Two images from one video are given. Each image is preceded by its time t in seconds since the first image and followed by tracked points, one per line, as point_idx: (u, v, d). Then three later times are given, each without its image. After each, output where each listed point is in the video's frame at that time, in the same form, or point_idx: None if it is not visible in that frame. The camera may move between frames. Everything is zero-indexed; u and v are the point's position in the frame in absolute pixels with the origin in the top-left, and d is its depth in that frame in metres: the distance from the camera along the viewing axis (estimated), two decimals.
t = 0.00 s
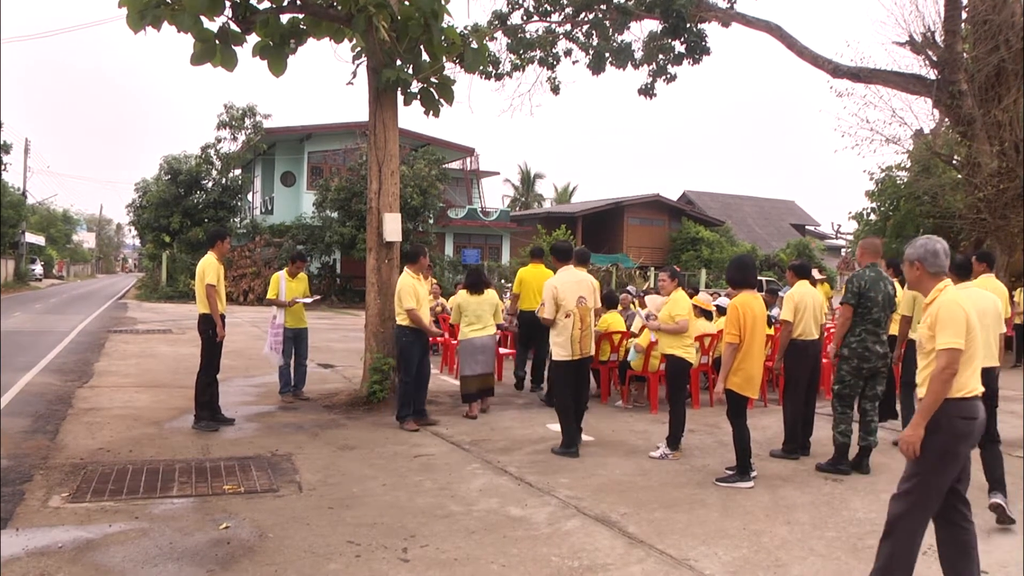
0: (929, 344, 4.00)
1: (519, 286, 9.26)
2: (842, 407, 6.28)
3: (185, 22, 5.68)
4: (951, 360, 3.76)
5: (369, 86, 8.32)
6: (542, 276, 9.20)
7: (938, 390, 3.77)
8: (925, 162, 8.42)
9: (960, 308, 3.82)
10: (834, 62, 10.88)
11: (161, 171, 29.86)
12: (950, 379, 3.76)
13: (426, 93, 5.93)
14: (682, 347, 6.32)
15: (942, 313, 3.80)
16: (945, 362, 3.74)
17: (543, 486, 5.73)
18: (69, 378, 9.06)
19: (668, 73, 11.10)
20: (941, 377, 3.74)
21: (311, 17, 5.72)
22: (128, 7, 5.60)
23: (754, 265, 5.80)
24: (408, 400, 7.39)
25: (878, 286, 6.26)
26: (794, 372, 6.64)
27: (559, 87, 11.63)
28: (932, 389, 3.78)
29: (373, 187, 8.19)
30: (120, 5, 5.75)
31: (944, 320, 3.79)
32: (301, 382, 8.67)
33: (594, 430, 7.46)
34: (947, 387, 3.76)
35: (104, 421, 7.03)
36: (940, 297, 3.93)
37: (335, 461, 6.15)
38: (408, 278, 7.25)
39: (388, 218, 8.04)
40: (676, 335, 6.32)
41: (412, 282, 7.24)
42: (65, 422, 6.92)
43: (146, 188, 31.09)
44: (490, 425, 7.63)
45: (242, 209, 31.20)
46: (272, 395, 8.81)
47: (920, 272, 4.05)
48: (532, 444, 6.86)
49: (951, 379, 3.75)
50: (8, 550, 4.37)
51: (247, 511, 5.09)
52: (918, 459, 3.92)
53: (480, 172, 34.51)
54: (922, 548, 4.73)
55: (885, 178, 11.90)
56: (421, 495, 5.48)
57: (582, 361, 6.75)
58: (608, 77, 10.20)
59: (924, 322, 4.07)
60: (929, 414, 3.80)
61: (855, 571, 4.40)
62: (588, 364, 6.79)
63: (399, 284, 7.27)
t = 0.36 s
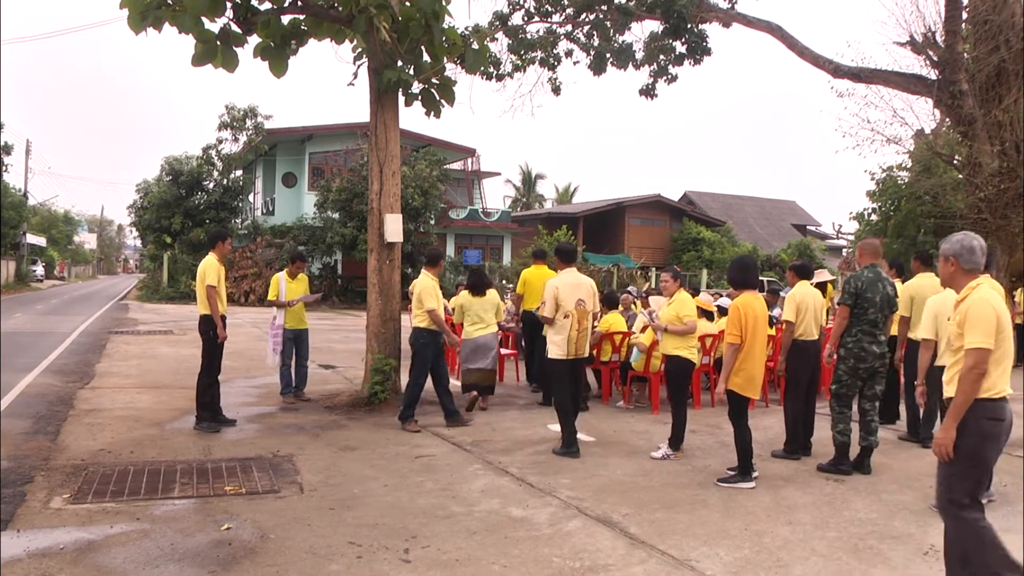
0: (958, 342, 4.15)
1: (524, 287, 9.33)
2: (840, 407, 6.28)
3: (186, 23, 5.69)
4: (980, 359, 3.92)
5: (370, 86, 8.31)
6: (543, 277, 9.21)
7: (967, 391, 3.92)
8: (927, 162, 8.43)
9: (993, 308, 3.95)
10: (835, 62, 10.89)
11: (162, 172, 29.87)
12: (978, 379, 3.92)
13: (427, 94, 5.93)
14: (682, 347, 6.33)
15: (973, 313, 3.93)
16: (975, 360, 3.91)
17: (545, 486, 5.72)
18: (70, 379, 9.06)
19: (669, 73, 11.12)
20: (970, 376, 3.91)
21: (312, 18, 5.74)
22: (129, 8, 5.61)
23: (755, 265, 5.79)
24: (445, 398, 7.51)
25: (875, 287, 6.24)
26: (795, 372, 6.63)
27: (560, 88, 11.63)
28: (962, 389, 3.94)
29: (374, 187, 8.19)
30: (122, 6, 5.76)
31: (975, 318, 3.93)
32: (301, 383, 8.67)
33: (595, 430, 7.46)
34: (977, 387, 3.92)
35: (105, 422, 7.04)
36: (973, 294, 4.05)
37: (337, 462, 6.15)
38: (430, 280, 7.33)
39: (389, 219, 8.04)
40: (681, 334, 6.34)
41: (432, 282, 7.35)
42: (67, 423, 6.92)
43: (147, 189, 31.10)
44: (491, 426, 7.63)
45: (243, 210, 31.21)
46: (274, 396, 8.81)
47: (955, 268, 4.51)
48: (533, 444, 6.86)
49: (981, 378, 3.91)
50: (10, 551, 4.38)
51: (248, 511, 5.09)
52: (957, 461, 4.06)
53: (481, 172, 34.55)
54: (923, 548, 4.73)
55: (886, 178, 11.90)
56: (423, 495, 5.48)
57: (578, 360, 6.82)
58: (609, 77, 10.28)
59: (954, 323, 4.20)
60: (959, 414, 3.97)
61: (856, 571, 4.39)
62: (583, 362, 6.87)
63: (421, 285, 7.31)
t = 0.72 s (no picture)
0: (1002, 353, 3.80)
1: (518, 287, 9.42)
2: (837, 408, 6.28)
3: (184, 24, 5.67)
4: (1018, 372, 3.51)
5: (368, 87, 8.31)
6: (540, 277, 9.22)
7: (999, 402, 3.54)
8: (924, 163, 8.45)
9: None
10: (832, 63, 10.89)
11: (160, 173, 29.84)
12: (1014, 394, 3.51)
13: (425, 95, 5.93)
14: (681, 348, 6.34)
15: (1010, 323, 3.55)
16: (1011, 374, 3.51)
17: (543, 487, 5.73)
18: (68, 381, 9.05)
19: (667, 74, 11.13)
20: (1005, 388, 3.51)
21: (310, 19, 5.75)
22: (127, 9, 5.60)
23: (753, 266, 5.80)
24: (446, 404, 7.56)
25: (872, 288, 6.25)
26: (794, 372, 6.63)
27: (558, 88, 11.63)
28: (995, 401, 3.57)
29: (372, 188, 8.19)
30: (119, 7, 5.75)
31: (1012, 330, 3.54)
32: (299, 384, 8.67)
33: (593, 431, 7.47)
34: (1012, 401, 3.52)
35: (103, 423, 7.03)
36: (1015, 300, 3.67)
37: (335, 463, 6.15)
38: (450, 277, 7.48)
39: (388, 220, 8.04)
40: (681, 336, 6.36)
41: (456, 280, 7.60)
42: (65, 424, 6.91)
43: (145, 189, 31.06)
44: (489, 426, 7.63)
45: (242, 210, 31.19)
46: (272, 397, 8.81)
47: (997, 272, 4.01)
48: (531, 445, 6.86)
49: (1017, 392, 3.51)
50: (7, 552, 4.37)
51: (247, 512, 5.09)
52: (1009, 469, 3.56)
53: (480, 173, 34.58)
54: (921, 549, 4.73)
55: (884, 179, 11.92)
56: (421, 496, 5.48)
57: (575, 360, 6.84)
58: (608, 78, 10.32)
59: (998, 329, 3.81)
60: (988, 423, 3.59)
61: (854, 572, 4.40)
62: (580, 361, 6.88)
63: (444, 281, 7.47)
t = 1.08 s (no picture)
0: None
1: (518, 287, 9.44)
2: (837, 409, 6.27)
3: (185, 25, 5.68)
4: None
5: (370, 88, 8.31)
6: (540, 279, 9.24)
7: None
8: (926, 165, 8.45)
9: None
10: (833, 64, 10.89)
11: (162, 173, 29.87)
12: None
13: (427, 96, 5.94)
14: (682, 351, 6.34)
15: None
16: None
17: (544, 488, 5.73)
18: (69, 381, 9.05)
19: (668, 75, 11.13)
20: None
21: (312, 20, 5.77)
22: (129, 10, 5.62)
23: (755, 267, 5.80)
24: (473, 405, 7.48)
25: (872, 289, 6.25)
26: (795, 374, 6.61)
27: (559, 90, 11.62)
28: None
29: (373, 189, 8.19)
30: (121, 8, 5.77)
31: None
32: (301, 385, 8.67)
33: (594, 432, 7.47)
34: None
35: (104, 423, 7.03)
36: None
37: (337, 464, 6.15)
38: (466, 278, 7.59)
39: (389, 221, 8.04)
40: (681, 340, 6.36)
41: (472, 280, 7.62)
42: (66, 425, 6.91)
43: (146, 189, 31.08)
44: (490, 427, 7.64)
45: (243, 211, 31.22)
46: (273, 398, 8.81)
47: None
48: (533, 446, 6.86)
49: None
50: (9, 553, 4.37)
51: (248, 513, 5.10)
52: None
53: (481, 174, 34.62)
54: (923, 551, 4.72)
55: (885, 180, 11.92)
56: (423, 497, 5.48)
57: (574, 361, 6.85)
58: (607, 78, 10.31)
59: None
60: None
61: (856, 573, 4.39)
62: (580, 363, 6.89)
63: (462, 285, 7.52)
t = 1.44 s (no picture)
0: None
1: (519, 288, 9.44)
2: (838, 410, 6.27)
3: (187, 26, 5.70)
4: None
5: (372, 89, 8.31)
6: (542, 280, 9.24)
7: None
8: (928, 165, 8.44)
9: None
10: (836, 65, 10.89)
11: (163, 175, 29.88)
12: None
13: (429, 96, 5.94)
14: (683, 352, 6.34)
15: None
16: None
17: (547, 489, 5.73)
18: (71, 383, 9.04)
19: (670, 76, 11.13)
20: None
21: (314, 21, 5.79)
22: (132, 11, 5.64)
23: (756, 268, 5.80)
24: (487, 405, 7.49)
25: (867, 290, 6.25)
26: (797, 375, 6.61)
27: (561, 91, 11.63)
28: None
29: (375, 190, 8.20)
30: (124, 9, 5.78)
31: None
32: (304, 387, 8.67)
33: (596, 433, 7.46)
34: None
35: (107, 424, 7.03)
36: None
37: (339, 464, 6.15)
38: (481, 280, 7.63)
39: (392, 222, 8.04)
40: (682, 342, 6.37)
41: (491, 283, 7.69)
42: (68, 426, 6.91)
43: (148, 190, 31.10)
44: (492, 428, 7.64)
45: (244, 213, 31.24)
46: (275, 399, 8.81)
47: None
48: (535, 447, 6.85)
49: None
50: (11, 554, 4.36)
51: (250, 513, 5.10)
52: None
53: (482, 175, 34.65)
54: (925, 553, 4.72)
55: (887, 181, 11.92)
56: (425, 498, 5.48)
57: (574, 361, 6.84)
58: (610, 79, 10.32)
59: None
60: None
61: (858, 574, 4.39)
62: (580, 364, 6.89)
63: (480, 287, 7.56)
